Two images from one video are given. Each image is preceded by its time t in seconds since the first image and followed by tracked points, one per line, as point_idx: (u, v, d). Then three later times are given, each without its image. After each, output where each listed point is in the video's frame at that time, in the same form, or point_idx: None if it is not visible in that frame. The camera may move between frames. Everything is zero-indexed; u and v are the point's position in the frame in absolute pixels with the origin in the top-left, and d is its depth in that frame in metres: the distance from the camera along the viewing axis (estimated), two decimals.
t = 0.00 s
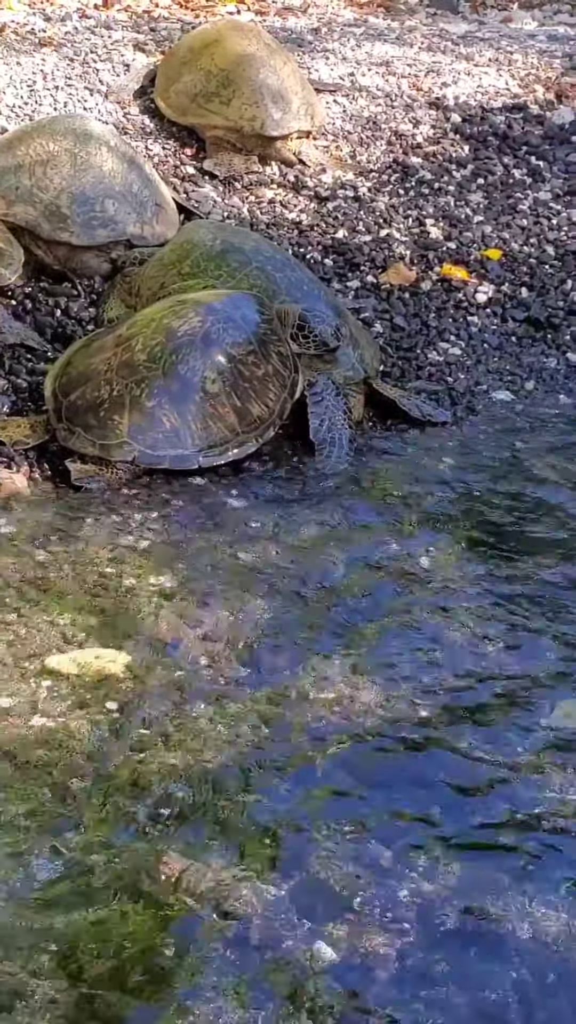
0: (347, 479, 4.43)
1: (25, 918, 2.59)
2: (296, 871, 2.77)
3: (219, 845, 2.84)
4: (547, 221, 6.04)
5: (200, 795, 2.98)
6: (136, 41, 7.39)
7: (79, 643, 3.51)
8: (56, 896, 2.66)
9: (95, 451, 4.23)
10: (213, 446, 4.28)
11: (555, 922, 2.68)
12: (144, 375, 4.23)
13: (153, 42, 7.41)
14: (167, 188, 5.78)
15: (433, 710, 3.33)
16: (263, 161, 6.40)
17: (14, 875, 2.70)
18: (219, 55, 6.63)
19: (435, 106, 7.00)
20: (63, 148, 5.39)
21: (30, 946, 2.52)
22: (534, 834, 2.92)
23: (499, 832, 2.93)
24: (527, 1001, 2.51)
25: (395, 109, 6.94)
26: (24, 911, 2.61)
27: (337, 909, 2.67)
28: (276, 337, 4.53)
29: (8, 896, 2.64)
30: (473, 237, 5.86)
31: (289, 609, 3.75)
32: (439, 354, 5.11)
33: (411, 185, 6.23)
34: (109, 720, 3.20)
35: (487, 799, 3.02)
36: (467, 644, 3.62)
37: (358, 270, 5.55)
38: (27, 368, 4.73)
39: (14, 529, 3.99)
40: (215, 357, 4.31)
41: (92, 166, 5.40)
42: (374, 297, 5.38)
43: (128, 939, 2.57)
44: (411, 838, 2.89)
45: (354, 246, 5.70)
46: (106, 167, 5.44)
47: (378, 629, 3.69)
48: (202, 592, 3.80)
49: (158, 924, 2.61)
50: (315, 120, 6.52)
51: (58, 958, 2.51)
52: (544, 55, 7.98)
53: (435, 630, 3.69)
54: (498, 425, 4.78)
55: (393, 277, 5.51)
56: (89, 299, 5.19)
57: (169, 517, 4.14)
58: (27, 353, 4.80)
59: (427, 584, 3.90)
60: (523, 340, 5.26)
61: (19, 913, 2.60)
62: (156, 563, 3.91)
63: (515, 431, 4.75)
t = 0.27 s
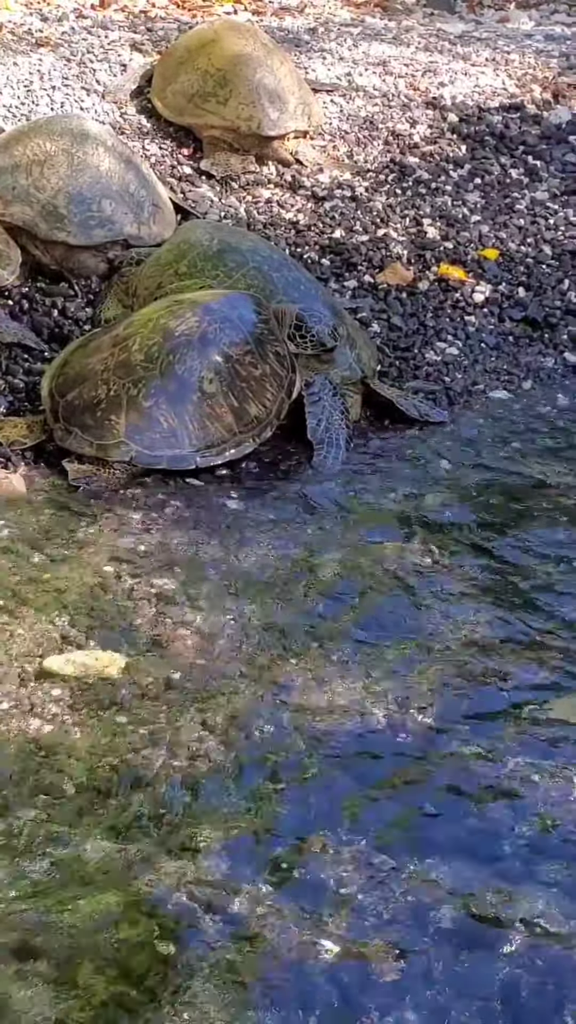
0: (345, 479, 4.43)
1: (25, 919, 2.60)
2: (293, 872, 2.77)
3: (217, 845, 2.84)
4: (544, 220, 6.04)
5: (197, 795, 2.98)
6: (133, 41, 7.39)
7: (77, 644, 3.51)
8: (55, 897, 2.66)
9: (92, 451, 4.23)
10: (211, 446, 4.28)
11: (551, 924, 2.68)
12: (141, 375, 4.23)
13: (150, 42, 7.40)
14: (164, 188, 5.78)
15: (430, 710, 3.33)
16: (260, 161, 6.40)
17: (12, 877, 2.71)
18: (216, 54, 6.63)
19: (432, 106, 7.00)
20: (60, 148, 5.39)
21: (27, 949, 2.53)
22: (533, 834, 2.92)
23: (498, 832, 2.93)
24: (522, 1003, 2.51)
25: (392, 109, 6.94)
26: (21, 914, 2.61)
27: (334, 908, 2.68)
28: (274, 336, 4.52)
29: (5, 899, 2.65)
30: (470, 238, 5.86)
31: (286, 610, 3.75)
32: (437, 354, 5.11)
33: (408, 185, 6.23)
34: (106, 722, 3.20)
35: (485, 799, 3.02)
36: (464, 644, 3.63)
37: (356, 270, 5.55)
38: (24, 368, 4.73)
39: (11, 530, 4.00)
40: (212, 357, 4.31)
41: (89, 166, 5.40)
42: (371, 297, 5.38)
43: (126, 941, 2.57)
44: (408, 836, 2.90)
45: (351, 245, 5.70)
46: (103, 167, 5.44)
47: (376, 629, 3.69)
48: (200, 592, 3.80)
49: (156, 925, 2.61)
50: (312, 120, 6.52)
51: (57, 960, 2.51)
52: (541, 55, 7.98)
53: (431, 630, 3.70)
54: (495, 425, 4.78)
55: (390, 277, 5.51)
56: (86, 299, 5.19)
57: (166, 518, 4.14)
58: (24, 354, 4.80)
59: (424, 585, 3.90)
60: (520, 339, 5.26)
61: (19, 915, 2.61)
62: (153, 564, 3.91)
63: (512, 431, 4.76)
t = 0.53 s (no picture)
0: (343, 479, 4.43)
1: (22, 919, 2.60)
2: (291, 873, 2.77)
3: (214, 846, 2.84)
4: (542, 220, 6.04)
5: (195, 794, 2.98)
6: (131, 41, 7.38)
7: (74, 645, 3.51)
8: (52, 897, 2.66)
9: (90, 451, 4.23)
10: (209, 446, 4.27)
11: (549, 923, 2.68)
12: (139, 375, 4.22)
13: (148, 42, 7.40)
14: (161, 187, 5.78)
15: (428, 709, 3.33)
16: (258, 160, 6.40)
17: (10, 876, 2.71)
18: (214, 54, 6.63)
19: (430, 105, 7.00)
20: (58, 148, 5.38)
21: (24, 949, 2.53)
22: (531, 832, 2.92)
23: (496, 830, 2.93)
24: (518, 1003, 2.51)
25: (390, 108, 6.94)
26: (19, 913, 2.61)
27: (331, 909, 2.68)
28: (272, 336, 4.52)
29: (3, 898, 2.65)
30: (468, 237, 5.85)
31: (284, 610, 3.75)
32: (435, 353, 5.11)
33: (406, 185, 6.22)
34: (104, 722, 3.20)
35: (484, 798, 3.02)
36: (462, 644, 3.62)
37: (354, 269, 5.55)
38: (22, 368, 4.73)
39: (9, 530, 4.00)
40: (210, 357, 4.30)
41: (87, 166, 5.40)
42: (369, 297, 5.38)
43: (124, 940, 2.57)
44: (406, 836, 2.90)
45: (349, 245, 5.70)
46: (101, 167, 5.44)
47: (373, 629, 3.69)
48: (198, 593, 3.80)
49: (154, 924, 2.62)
50: (309, 119, 6.53)
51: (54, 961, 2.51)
52: (539, 55, 7.97)
53: (430, 629, 3.69)
54: (494, 424, 4.77)
55: (388, 277, 5.50)
56: (84, 299, 5.19)
57: (164, 518, 4.14)
58: (22, 354, 4.80)
59: (422, 585, 3.90)
60: (518, 339, 5.25)
61: (16, 915, 2.61)
62: (152, 565, 3.91)
63: (511, 431, 4.75)
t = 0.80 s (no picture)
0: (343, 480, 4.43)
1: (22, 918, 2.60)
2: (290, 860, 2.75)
3: (215, 834, 2.82)
4: (541, 219, 6.04)
5: (197, 790, 2.97)
6: (130, 41, 7.38)
7: (74, 647, 3.52)
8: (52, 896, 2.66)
9: (90, 451, 4.22)
10: (208, 446, 4.27)
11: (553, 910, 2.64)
12: (139, 375, 4.22)
13: (147, 42, 7.40)
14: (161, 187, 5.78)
15: (430, 709, 3.34)
16: (257, 160, 6.40)
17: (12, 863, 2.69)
18: (213, 54, 6.63)
19: (429, 105, 7.00)
20: (56, 148, 5.38)
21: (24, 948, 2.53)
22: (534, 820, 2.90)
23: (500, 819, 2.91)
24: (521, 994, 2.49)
25: (389, 108, 6.94)
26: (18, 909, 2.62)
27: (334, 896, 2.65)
28: (271, 336, 4.52)
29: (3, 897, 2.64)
30: (467, 237, 5.85)
31: (286, 610, 3.76)
32: (435, 352, 5.11)
33: (405, 184, 6.22)
34: (103, 724, 3.21)
35: (488, 789, 3.01)
36: (462, 645, 3.62)
37: (353, 268, 5.55)
38: (21, 369, 4.73)
39: (9, 532, 4.00)
40: (209, 357, 4.30)
41: (86, 166, 5.39)
42: (368, 296, 5.37)
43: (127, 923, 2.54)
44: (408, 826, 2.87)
45: (348, 244, 5.70)
46: (100, 167, 5.43)
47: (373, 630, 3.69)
48: (197, 594, 3.80)
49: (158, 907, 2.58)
50: (309, 119, 6.53)
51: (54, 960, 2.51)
52: (539, 54, 7.97)
53: (431, 629, 3.69)
54: (494, 424, 4.77)
55: (387, 276, 5.50)
56: (83, 299, 5.19)
57: (164, 520, 4.14)
58: (22, 354, 4.80)
59: (423, 586, 3.90)
60: (518, 338, 5.25)
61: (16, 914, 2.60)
62: (151, 567, 3.91)
63: (511, 431, 4.75)
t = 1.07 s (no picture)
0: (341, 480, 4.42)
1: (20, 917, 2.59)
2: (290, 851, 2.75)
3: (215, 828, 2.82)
4: (540, 217, 6.04)
5: (197, 786, 2.97)
6: (128, 41, 7.38)
7: (72, 649, 3.52)
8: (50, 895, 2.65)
9: (88, 452, 4.22)
10: (206, 446, 4.27)
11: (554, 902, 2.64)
12: (137, 375, 4.21)
13: (145, 42, 7.40)
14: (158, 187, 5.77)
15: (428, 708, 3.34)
16: (256, 159, 6.40)
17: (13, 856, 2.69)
18: (211, 53, 6.63)
19: (427, 104, 7.00)
20: (54, 149, 5.38)
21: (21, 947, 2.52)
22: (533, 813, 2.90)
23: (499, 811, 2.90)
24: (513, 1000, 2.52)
25: (387, 107, 6.94)
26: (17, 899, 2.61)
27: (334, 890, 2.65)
28: (269, 335, 4.51)
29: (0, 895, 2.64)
30: (465, 236, 5.84)
31: (284, 611, 3.76)
32: (433, 352, 5.10)
33: (404, 183, 6.22)
34: (102, 724, 3.21)
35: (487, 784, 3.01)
36: (460, 645, 3.62)
37: (351, 268, 5.54)
38: (20, 369, 4.72)
39: (7, 532, 4.00)
40: (208, 357, 4.29)
41: (83, 167, 5.39)
42: (366, 295, 5.37)
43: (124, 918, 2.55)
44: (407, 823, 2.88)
45: (347, 244, 5.70)
46: (97, 168, 5.43)
47: (371, 630, 3.69)
48: (196, 594, 3.80)
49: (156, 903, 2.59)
50: (307, 118, 6.53)
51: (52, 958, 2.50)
52: (537, 53, 7.97)
53: (429, 629, 3.69)
54: (492, 423, 4.77)
55: (385, 276, 5.50)
56: (81, 299, 5.19)
57: (162, 521, 4.14)
58: (20, 355, 4.79)
59: (421, 585, 3.90)
60: (517, 337, 5.25)
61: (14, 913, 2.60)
62: (149, 568, 3.91)
63: (510, 430, 4.74)
